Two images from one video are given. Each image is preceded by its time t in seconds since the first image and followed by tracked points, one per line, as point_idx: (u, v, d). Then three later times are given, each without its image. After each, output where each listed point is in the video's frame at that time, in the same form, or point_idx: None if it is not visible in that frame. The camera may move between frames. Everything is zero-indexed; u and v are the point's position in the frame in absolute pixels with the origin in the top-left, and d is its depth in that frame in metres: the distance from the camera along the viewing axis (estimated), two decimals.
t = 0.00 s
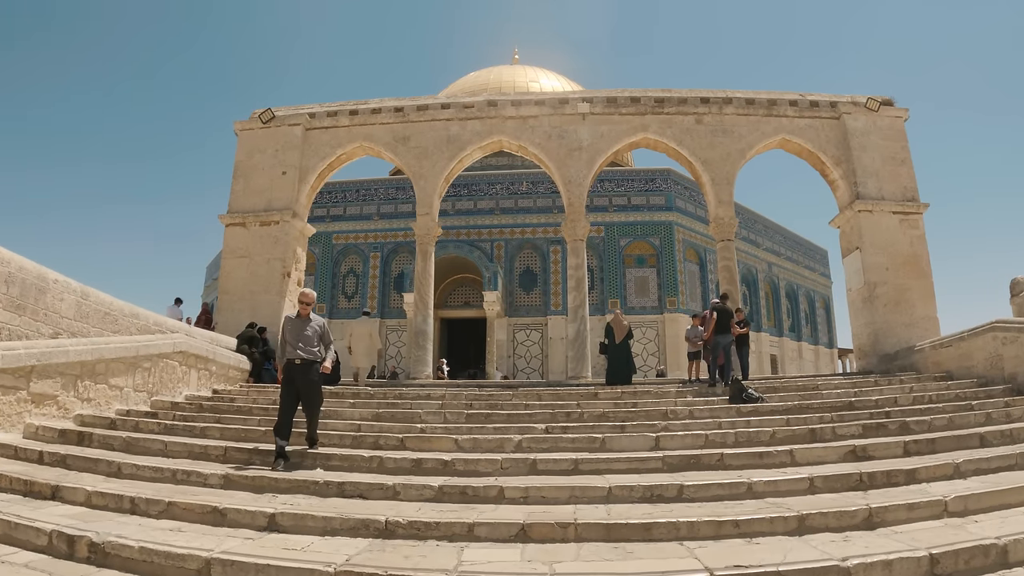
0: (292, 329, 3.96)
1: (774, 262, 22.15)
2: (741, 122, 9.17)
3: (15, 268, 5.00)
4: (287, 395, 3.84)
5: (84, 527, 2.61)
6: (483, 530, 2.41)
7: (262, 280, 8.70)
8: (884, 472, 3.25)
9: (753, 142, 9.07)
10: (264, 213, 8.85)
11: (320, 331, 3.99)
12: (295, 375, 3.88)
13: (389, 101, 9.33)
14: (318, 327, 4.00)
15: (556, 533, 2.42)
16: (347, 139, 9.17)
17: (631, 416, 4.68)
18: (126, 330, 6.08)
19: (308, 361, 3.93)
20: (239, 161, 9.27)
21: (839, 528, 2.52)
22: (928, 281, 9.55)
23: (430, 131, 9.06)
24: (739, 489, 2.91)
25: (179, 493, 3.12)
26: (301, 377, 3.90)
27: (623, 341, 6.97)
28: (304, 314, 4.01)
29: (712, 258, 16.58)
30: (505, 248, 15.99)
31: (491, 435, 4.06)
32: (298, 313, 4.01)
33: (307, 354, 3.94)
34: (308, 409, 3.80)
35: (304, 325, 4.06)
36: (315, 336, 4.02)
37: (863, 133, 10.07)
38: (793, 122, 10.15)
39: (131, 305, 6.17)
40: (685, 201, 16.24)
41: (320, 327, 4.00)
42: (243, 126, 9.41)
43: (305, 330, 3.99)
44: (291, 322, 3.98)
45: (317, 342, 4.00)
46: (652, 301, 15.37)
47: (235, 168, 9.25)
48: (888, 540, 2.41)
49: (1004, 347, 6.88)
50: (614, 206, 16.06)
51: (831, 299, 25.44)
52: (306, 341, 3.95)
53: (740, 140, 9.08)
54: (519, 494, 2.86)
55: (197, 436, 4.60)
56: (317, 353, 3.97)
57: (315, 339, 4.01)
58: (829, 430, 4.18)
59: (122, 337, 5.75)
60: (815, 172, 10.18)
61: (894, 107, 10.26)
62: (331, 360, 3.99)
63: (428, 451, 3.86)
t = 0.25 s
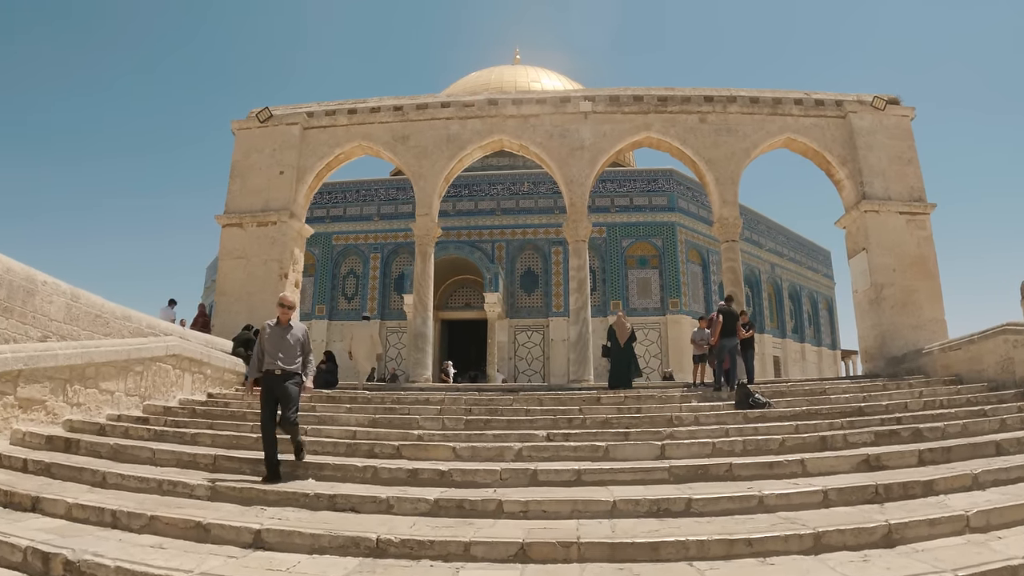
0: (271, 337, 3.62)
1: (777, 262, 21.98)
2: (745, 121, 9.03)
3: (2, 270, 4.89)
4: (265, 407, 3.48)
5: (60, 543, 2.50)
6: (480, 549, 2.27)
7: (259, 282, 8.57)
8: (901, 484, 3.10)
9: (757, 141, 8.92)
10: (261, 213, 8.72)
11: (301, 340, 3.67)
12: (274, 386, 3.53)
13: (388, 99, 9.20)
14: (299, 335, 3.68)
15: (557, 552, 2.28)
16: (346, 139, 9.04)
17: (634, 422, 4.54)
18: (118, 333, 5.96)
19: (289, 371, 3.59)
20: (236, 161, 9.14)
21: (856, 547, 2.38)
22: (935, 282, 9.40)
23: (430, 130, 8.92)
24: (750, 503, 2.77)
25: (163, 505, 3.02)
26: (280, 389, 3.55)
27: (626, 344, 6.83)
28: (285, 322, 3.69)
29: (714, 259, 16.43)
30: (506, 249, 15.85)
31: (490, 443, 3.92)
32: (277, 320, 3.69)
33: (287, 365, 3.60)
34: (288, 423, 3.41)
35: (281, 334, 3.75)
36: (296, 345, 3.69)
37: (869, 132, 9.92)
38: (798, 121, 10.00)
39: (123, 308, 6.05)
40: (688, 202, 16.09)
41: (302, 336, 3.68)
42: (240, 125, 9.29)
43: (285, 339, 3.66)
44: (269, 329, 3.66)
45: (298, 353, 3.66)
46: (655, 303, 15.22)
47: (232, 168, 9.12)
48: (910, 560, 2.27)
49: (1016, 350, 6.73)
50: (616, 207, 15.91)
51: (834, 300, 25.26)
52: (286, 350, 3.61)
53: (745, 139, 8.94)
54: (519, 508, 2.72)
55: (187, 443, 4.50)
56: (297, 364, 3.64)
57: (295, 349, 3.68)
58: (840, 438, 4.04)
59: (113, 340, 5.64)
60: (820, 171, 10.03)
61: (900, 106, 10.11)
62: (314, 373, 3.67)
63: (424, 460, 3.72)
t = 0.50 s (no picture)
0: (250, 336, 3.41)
1: (781, 263, 21.83)
2: (749, 120, 8.89)
3: None
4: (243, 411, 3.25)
5: (34, 557, 2.40)
6: (473, 568, 2.15)
7: (256, 282, 8.45)
8: (916, 495, 2.97)
9: (762, 140, 8.78)
10: (258, 213, 8.61)
11: (283, 340, 3.44)
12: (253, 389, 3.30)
13: (387, 98, 9.07)
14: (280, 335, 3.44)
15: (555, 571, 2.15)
16: (344, 138, 8.92)
17: (637, 428, 4.41)
18: (109, 336, 5.85)
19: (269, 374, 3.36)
20: (233, 160, 9.03)
21: (871, 566, 2.25)
22: (942, 283, 9.25)
23: (429, 128, 8.80)
24: (758, 516, 2.64)
25: (145, 517, 2.93)
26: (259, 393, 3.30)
27: (628, 347, 6.69)
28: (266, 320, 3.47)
29: (717, 260, 16.29)
30: (507, 250, 15.72)
31: (488, 450, 3.79)
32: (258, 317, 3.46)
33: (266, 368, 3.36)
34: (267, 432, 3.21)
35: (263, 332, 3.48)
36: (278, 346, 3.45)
37: (875, 130, 9.77)
38: (803, 119, 9.85)
39: (115, 309, 5.95)
40: (691, 202, 15.95)
41: (284, 337, 3.45)
42: (237, 124, 9.17)
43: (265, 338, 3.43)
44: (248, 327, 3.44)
45: (279, 354, 3.42)
46: (657, 304, 15.07)
47: (229, 167, 9.01)
48: None
49: None
50: (618, 207, 15.77)
51: (837, 301, 25.08)
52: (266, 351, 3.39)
53: (749, 138, 8.79)
54: (516, 522, 2.59)
55: (177, 448, 4.39)
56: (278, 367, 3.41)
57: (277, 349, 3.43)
58: (850, 445, 3.91)
59: (103, 343, 5.54)
60: (826, 170, 9.89)
61: (907, 104, 9.96)
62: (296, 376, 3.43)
63: (420, 468, 3.60)
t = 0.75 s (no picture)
0: (228, 327, 3.19)
1: (783, 263, 21.68)
2: (752, 116, 8.76)
3: None
4: (215, 407, 3.03)
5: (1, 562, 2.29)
6: None
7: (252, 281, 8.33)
8: (930, 500, 2.83)
9: (765, 136, 8.65)
10: (254, 210, 8.48)
11: (262, 333, 3.22)
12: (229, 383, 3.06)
13: (385, 94, 8.95)
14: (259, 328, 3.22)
15: None
16: (341, 134, 8.80)
17: (638, 429, 4.28)
18: (98, 334, 5.74)
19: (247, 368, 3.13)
20: (229, 157, 8.91)
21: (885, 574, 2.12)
22: (948, 281, 9.11)
23: (427, 125, 8.67)
24: (765, 522, 2.51)
25: (123, 520, 2.84)
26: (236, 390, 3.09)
27: (629, 345, 6.56)
28: (245, 310, 3.25)
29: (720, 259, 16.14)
30: (508, 249, 15.59)
31: (483, 451, 3.66)
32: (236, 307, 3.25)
33: (243, 361, 3.13)
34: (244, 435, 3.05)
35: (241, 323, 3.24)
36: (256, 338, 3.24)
37: (880, 127, 9.63)
38: (807, 115, 9.72)
39: (105, 307, 5.86)
40: (692, 201, 15.81)
41: (263, 329, 3.24)
42: (233, 121, 9.05)
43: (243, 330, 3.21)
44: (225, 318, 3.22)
45: (259, 347, 3.20)
46: (659, 303, 14.93)
47: (225, 164, 8.89)
48: None
49: None
50: (619, 206, 15.63)
51: (840, 301, 24.92)
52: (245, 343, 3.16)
53: (752, 134, 8.66)
54: (508, 527, 2.46)
55: (164, 449, 4.27)
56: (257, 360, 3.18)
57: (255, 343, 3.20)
58: (859, 447, 3.80)
59: (92, 341, 5.40)
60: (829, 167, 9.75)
61: (911, 100, 9.82)
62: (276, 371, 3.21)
63: (411, 470, 3.47)
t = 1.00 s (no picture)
0: (190, 337, 2.99)
1: (786, 265, 21.52)
2: (755, 115, 8.61)
3: None
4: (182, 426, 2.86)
5: None
6: None
7: (246, 284, 8.19)
8: (946, 520, 2.68)
9: (768, 136, 8.50)
10: (248, 212, 8.35)
11: (229, 343, 3.05)
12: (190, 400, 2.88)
13: (382, 94, 8.82)
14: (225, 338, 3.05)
15: None
16: (337, 135, 8.66)
17: (638, 439, 4.13)
18: (86, 339, 5.61)
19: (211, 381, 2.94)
20: (224, 158, 8.78)
21: None
22: (955, 284, 8.95)
23: (425, 125, 8.54)
24: (772, 545, 2.38)
25: (96, 539, 2.70)
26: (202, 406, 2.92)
27: (629, 351, 6.40)
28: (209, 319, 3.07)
29: (722, 261, 15.99)
30: (508, 251, 15.45)
31: (477, 464, 3.52)
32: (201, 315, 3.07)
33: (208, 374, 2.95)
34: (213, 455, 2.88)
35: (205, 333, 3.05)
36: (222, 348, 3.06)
37: (885, 126, 9.48)
38: (811, 115, 9.56)
39: (93, 312, 5.75)
40: (694, 203, 15.65)
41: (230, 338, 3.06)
42: (228, 121, 8.93)
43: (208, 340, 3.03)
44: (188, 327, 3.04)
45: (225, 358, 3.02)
46: (661, 306, 14.77)
47: (220, 165, 8.76)
48: None
49: None
50: (620, 207, 15.48)
51: (843, 303, 24.74)
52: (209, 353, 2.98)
53: (755, 134, 8.51)
54: (499, 551, 2.34)
55: (148, 459, 4.14)
56: (223, 372, 3.00)
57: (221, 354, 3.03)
58: (868, 459, 3.71)
59: (79, 346, 5.26)
60: (834, 168, 9.59)
61: (917, 100, 9.67)
62: (243, 383, 3.02)
63: (401, 484, 3.33)
